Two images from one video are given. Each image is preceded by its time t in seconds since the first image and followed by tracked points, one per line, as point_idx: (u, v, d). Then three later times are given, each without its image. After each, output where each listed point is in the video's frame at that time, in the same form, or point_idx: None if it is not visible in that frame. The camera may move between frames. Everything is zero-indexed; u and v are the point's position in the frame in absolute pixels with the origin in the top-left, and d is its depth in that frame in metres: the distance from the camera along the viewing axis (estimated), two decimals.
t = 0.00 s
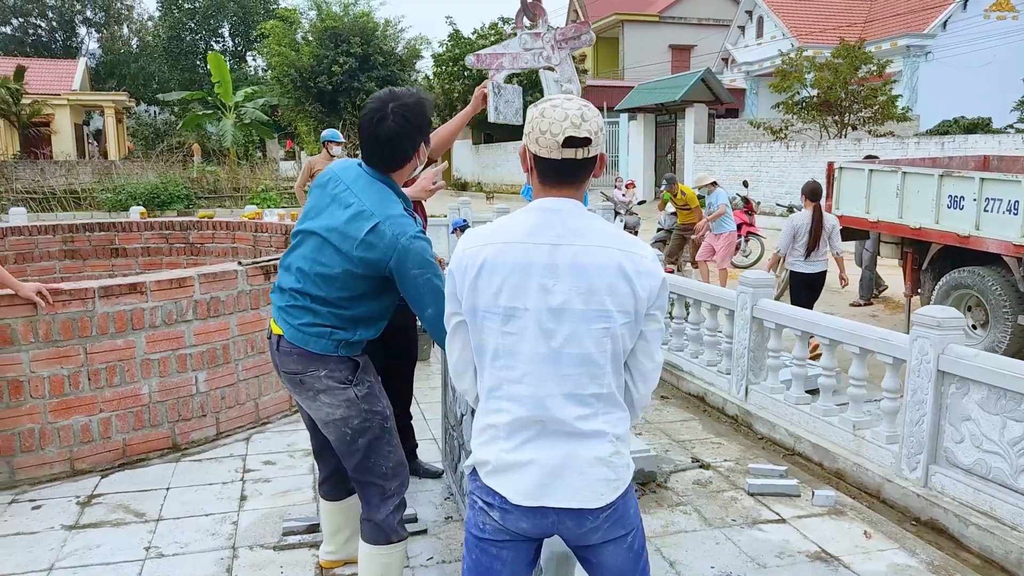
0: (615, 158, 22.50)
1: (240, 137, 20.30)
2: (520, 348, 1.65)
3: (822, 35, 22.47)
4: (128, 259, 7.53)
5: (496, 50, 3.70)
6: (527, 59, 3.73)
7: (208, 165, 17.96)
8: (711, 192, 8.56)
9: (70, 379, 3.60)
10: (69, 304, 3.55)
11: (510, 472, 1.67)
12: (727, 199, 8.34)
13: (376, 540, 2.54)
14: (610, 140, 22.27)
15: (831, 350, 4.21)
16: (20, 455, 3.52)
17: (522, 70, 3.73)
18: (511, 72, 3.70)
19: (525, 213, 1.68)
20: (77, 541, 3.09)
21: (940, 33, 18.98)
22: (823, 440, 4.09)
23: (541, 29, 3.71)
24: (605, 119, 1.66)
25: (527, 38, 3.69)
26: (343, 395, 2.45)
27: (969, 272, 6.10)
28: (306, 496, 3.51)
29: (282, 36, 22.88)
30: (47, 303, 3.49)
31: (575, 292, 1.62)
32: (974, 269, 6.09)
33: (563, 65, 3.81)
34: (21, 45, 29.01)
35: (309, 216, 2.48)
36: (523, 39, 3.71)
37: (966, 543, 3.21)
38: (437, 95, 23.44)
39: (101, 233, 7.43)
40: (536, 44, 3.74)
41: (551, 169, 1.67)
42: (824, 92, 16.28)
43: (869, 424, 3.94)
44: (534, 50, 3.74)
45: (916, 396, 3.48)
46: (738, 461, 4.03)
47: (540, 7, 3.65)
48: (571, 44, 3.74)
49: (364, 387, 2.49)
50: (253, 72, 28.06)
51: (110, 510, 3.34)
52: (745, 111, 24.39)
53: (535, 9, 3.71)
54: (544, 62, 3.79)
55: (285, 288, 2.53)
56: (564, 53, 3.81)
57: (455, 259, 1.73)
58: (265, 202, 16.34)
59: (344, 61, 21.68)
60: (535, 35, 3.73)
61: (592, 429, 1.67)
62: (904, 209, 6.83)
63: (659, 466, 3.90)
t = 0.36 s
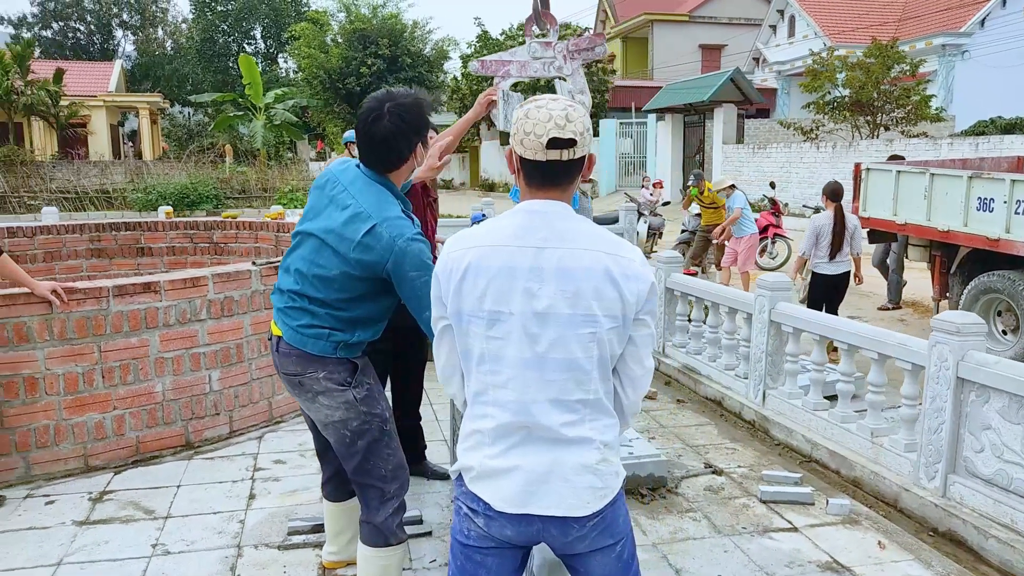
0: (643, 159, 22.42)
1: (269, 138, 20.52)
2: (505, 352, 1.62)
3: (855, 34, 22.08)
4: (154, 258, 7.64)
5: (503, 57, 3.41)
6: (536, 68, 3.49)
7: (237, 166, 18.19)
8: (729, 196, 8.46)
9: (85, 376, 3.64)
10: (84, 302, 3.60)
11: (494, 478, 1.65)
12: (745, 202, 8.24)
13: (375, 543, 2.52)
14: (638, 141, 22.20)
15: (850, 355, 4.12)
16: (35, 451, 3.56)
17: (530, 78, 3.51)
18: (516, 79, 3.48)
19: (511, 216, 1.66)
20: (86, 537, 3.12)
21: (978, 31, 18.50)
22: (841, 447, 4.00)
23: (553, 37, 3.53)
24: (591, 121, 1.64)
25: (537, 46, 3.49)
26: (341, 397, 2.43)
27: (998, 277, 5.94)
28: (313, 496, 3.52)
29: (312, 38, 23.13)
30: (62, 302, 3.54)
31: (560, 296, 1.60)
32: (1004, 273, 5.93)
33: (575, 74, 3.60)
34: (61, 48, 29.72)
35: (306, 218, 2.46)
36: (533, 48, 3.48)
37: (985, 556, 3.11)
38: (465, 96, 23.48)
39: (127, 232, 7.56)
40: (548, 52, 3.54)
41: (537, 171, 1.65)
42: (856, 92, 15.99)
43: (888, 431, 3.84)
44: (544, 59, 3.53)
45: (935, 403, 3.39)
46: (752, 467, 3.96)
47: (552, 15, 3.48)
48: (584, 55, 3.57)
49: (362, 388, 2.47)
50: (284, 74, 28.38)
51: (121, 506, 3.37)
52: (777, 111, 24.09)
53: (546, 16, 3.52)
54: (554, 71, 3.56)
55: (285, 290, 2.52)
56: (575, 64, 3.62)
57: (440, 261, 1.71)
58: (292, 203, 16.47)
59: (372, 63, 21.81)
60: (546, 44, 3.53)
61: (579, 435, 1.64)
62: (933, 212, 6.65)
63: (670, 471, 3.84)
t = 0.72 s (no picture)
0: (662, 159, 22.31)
1: (289, 138, 20.61)
2: (494, 353, 1.61)
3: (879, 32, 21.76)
4: (170, 257, 7.68)
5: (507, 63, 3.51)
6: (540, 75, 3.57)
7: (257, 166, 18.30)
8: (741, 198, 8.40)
9: (94, 373, 3.67)
10: (93, 300, 3.63)
11: (484, 479, 1.63)
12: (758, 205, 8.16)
13: (374, 543, 2.50)
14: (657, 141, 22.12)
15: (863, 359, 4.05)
16: (44, 447, 3.59)
17: (534, 84, 3.59)
18: (520, 84, 3.55)
19: (501, 216, 1.65)
20: (92, 534, 3.14)
21: (1005, 29, 18.14)
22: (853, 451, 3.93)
23: (558, 44, 3.57)
24: (582, 119, 1.64)
25: (543, 52, 3.56)
26: (341, 397, 2.41)
27: (1018, 279, 5.83)
28: (318, 496, 3.51)
29: (332, 39, 23.23)
30: (71, 300, 3.57)
31: (550, 296, 1.58)
32: None
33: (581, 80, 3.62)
34: (87, 50, 30.08)
35: (306, 216, 2.45)
36: (538, 54, 3.57)
37: (999, 564, 3.04)
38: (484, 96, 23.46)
39: (144, 231, 7.62)
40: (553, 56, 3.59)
41: (529, 169, 1.64)
42: (878, 92, 15.76)
43: (901, 436, 3.78)
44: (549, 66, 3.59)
45: (949, 407, 3.32)
46: (761, 471, 3.91)
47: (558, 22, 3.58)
48: (592, 64, 3.59)
49: (362, 389, 2.45)
50: (304, 75, 28.53)
51: (127, 503, 3.39)
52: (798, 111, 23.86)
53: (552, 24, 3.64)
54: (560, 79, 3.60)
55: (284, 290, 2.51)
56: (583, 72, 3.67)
57: (431, 261, 1.69)
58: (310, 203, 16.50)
59: (392, 63, 21.86)
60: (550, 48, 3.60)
61: (569, 438, 1.62)
62: (953, 212, 6.52)
63: (678, 474, 3.80)
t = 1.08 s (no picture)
0: (693, 159, 22.15)
1: (320, 139, 20.80)
2: (479, 350, 1.60)
3: (916, 30, 21.31)
4: (198, 254, 7.80)
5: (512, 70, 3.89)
6: (546, 82, 3.98)
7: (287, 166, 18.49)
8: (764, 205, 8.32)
9: (111, 368, 3.72)
10: (111, 296, 3.69)
11: (468, 478, 1.62)
12: (782, 211, 8.05)
13: (376, 539, 2.48)
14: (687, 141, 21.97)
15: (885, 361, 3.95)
16: (63, 439, 3.65)
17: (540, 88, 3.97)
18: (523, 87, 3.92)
19: (485, 211, 1.65)
20: (105, 525, 3.18)
21: None
22: (873, 456, 3.83)
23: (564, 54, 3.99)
24: (568, 112, 1.63)
25: (549, 61, 3.96)
26: (342, 394, 2.40)
27: None
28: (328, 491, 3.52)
29: (363, 41, 23.41)
30: (89, 295, 3.64)
31: (534, 293, 1.57)
32: None
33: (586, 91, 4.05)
34: (126, 52, 30.68)
35: (308, 211, 2.47)
36: (544, 61, 3.97)
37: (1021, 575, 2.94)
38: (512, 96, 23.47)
39: (172, 229, 7.76)
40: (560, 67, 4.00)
41: (514, 165, 1.65)
42: (913, 90, 15.44)
43: (922, 440, 3.68)
44: (556, 73, 4.00)
45: (970, 413, 3.22)
46: (777, 474, 3.83)
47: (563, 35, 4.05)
48: (597, 74, 4.04)
49: (363, 386, 2.45)
50: (336, 75, 28.78)
51: (141, 496, 3.43)
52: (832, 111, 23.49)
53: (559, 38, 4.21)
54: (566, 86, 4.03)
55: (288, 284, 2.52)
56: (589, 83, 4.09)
57: (417, 258, 1.70)
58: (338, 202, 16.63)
59: (421, 64, 21.96)
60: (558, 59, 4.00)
61: (554, 436, 1.60)
62: (987, 214, 6.29)
63: (692, 476, 3.75)
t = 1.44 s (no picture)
0: (723, 159, 21.95)
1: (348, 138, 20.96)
2: (461, 349, 1.58)
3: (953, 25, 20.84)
4: (222, 252, 7.88)
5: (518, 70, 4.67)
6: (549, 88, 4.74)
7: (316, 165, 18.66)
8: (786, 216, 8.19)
9: (125, 363, 3.77)
10: (125, 292, 3.73)
11: (450, 478, 1.59)
12: (803, 217, 7.92)
13: (374, 539, 2.41)
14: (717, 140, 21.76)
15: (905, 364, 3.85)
16: (77, 433, 3.70)
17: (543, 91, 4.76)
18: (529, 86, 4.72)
19: (469, 208, 1.64)
20: (114, 519, 3.21)
21: None
22: (892, 461, 3.73)
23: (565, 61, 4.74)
24: (553, 106, 1.62)
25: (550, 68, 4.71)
26: (341, 392, 2.38)
27: None
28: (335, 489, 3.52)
29: (392, 41, 23.54)
30: (104, 291, 3.68)
31: (516, 290, 1.56)
32: None
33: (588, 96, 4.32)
34: (161, 53, 31.23)
35: (309, 206, 2.45)
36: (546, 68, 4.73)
37: None
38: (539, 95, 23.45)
39: (197, 227, 7.85)
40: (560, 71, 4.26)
41: (498, 160, 1.64)
42: (949, 88, 15.10)
43: (942, 446, 3.57)
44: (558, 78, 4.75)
45: (990, 418, 3.12)
46: (792, 478, 3.75)
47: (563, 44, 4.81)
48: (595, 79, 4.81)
49: (362, 384, 2.42)
50: (366, 76, 29.00)
51: (151, 491, 3.46)
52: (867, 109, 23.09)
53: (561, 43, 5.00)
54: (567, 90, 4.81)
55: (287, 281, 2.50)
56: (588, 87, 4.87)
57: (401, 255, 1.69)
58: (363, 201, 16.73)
59: (450, 64, 22.06)
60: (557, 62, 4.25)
61: (537, 437, 1.57)
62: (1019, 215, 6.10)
63: (704, 480, 3.69)
